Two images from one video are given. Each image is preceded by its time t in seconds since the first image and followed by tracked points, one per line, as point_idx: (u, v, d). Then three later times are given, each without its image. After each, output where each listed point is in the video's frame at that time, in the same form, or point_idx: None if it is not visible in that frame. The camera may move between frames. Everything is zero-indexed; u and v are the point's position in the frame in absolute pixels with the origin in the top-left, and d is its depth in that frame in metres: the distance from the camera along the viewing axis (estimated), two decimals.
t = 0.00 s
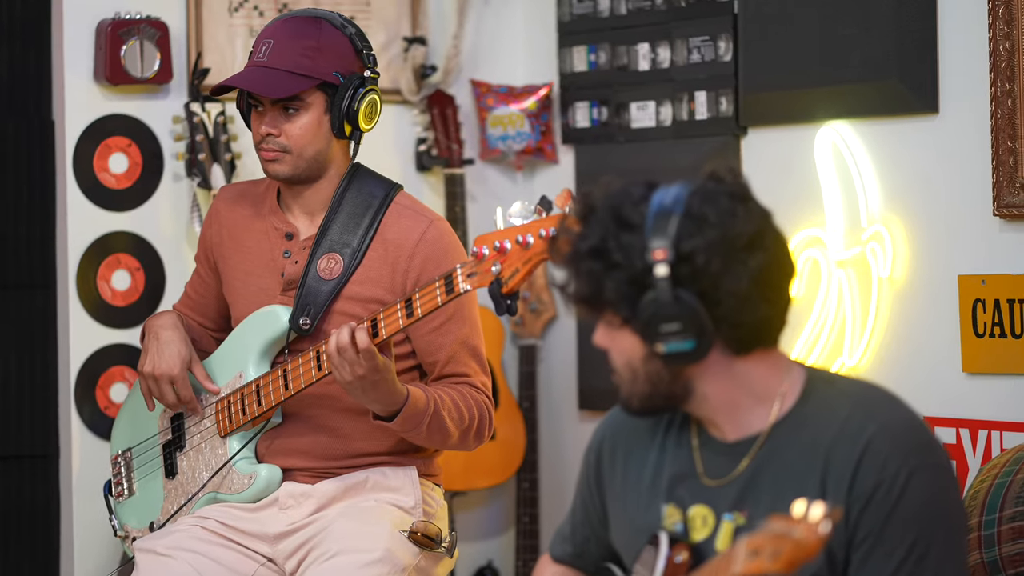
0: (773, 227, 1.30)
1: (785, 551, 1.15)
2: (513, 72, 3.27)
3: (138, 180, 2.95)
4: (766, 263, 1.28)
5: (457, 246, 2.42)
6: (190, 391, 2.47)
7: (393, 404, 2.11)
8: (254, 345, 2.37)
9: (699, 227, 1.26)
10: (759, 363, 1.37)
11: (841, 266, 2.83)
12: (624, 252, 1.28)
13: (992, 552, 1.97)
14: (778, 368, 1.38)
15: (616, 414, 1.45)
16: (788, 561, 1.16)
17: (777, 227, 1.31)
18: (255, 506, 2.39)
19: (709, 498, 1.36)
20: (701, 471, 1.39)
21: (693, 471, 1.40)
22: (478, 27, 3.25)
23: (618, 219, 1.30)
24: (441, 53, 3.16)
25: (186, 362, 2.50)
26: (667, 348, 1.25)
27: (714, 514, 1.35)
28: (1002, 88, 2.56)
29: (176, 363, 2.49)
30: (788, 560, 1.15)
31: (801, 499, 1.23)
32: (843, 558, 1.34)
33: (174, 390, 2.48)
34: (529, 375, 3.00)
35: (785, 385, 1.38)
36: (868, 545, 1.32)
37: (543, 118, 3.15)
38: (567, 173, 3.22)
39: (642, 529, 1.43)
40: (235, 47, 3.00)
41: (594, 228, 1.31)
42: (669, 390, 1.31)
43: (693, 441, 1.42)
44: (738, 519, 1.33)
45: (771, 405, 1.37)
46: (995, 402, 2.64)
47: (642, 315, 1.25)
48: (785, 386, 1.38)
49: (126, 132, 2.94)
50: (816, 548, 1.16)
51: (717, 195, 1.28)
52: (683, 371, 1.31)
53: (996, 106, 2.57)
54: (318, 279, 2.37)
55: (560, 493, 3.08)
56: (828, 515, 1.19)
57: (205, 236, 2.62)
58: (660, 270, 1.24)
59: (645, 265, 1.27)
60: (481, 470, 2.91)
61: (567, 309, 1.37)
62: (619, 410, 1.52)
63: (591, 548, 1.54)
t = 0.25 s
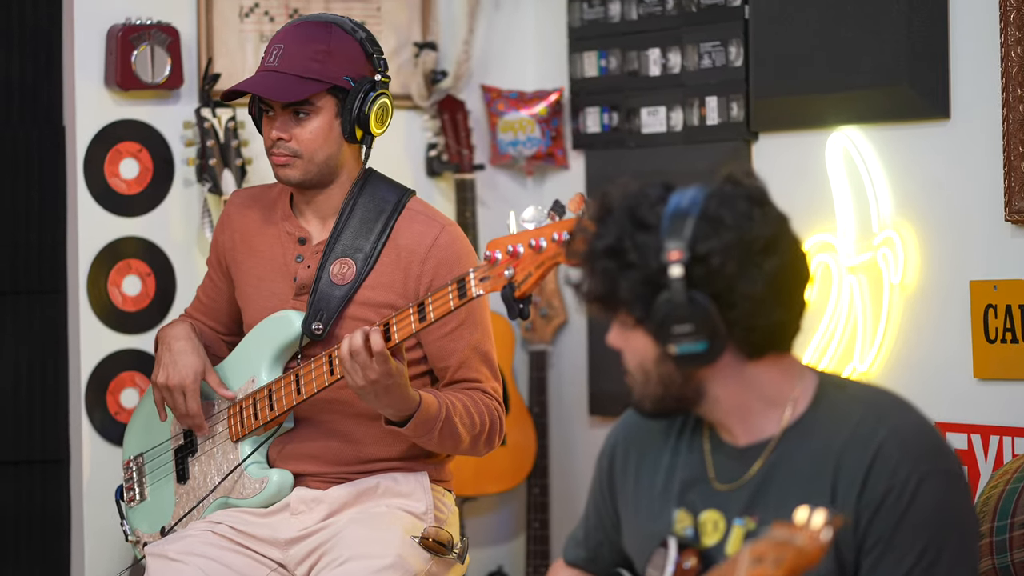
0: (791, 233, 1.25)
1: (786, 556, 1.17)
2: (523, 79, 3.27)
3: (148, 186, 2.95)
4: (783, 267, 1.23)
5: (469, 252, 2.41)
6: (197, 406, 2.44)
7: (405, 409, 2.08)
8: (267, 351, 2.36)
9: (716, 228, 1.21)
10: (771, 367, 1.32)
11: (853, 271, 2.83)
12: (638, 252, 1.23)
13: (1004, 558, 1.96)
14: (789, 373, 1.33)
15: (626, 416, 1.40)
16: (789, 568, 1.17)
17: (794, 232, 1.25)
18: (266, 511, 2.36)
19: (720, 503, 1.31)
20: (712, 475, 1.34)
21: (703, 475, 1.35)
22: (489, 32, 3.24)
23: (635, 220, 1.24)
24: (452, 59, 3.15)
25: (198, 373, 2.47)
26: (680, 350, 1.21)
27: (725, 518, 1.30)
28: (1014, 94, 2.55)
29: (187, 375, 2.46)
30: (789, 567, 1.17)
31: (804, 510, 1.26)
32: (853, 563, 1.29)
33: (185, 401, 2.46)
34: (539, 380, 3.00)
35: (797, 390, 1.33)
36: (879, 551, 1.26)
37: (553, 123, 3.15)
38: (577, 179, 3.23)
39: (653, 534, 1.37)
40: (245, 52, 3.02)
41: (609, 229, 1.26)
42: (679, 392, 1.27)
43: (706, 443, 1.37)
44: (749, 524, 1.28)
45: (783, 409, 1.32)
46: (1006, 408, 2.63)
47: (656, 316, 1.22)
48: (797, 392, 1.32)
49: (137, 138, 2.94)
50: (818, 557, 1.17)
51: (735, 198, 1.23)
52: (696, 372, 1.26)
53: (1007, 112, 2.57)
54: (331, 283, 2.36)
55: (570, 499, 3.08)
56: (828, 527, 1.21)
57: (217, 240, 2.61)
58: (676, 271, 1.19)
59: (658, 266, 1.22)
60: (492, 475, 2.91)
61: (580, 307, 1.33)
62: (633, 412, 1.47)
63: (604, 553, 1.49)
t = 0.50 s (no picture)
0: (800, 240, 1.25)
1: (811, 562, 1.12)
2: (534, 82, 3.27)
3: (158, 190, 2.94)
4: (790, 276, 1.24)
5: (481, 258, 2.40)
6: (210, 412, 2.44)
7: (428, 416, 2.06)
8: (280, 357, 2.35)
9: (724, 235, 1.22)
10: (782, 373, 1.32)
11: (864, 275, 2.83)
12: (645, 260, 1.25)
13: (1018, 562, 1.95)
14: (802, 377, 1.33)
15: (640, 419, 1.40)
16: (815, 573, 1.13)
17: (802, 240, 1.26)
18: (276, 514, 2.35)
19: (733, 508, 1.31)
20: (725, 478, 1.34)
21: (717, 479, 1.35)
22: (500, 36, 3.24)
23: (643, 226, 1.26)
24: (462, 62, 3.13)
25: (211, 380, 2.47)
26: (686, 359, 1.22)
27: (738, 523, 1.30)
28: None
29: (200, 382, 2.46)
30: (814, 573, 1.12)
31: (826, 512, 1.26)
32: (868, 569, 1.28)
33: (196, 409, 2.46)
34: (549, 384, 2.99)
35: (809, 395, 1.33)
36: (894, 557, 1.26)
37: (563, 127, 3.15)
38: (588, 183, 3.22)
39: (667, 539, 1.37)
40: (256, 57, 2.99)
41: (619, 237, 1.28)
42: (691, 398, 1.28)
43: (720, 449, 1.37)
44: (762, 529, 1.28)
45: (794, 415, 1.32)
46: (1018, 412, 2.62)
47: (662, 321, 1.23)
48: (809, 397, 1.33)
49: (148, 142, 2.93)
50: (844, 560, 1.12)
51: (740, 206, 1.24)
52: (707, 379, 1.27)
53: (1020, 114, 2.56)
54: (343, 288, 2.34)
55: (582, 504, 3.07)
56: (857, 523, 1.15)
57: (229, 244, 2.61)
58: (679, 277, 1.21)
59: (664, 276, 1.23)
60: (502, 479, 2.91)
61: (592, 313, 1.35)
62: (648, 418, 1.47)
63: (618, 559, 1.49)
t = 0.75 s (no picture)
0: (816, 244, 1.25)
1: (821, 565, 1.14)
2: (545, 87, 3.28)
3: (169, 194, 2.94)
4: (805, 280, 1.24)
5: (488, 260, 2.35)
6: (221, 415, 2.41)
7: (440, 418, 2.05)
8: (287, 359, 2.32)
9: (738, 235, 1.22)
10: (793, 375, 1.31)
11: (875, 278, 2.82)
12: (660, 258, 1.25)
13: None
14: (814, 381, 1.33)
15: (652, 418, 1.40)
16: None
17: (820, 245, 1.25)
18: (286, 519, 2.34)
19: (743, 510, 1.30)
20: (735, 480, 1.33)
21: (725, 481, 1.34)
22: (510, 40, 3.24)
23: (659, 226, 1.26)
24: (473, 67, 3.14)
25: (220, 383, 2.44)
26: (695, 357, 1.22)
27: (747, 526, 1.29)
28: None
29: (209, 385, 2.43)
30: None
31: (836, 515, 1.24)
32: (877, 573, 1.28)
33: (207, 412, 2.43)
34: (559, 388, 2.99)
35: (820, 398, 1.32)
36: (903, 561, 1.26)
37: (574, 132, 3.15)
38: (598, 188, 3.22)
39: (678, 541, 1.36)
40: (266, 60, 2.99)
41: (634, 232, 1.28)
42: (700, 398, 1.27)
43: (731, 450, 1.36)
44: (772, 532, 1.27)
45: (806, 417, 1.31)
46: None
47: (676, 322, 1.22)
48: (820, 400, 1.32)
49: (158, 145, 2.93)
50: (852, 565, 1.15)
51: (759, 208, 1.23)
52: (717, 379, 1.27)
53: None
54: (350, 291, 2.31)
55: (592, 508, 3.06)
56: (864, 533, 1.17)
57: (237, 245, 2.58)
58: (692, 277, 1.21)
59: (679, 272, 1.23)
60: (512, 482, 2.91)
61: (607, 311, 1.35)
62: (661, 416, 1.46)
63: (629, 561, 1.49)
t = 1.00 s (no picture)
0: (830, 250, 1.26)
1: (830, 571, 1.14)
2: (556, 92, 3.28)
3: (180, 199, 2.94)
4: (819, 286, 1.24)
5: (503, 266, 2.34)
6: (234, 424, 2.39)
7: (451, 428, 2.04)
8: (301, 364, 2.32)
9: (755, 241, 1.23)
10: (805, 381, 1.32)
11: (886, 283, 2.80)
12: (675, 258, 1.26)
13: None
14: (825, 386, 1.34)
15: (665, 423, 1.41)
16: None
17: (834, 249, 1.26)
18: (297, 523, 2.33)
19: (754, 515, 1.32)
20: (746, 484, 1.35)
21: (737, 486, 1.36)
22: (521, 44, 3.24)
23: (677, 227, 1.28)
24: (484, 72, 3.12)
25: (234, 393, 2.43)
26: (707, 360, 1.23)
27: (758, 530, 1.31)
28: None
29: (222, 395, 2.42)
30: None
31: (845, 521, 1.23)
32: None
33: (221, 422, 2.42)
34: (570, 393, 2.99)
35: (831, 403, 1.33)
36: (913, 569, 1.25)
37: (585, 136, 3.15)
38: (609, 193, 3.22)
39: (689, 546, 1.39)
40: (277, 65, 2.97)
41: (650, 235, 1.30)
42: (712, 401, 1.30)
43: (742, 455, 1.38)
44: (783, 536, 1.29)
45: (817, 422, 1.32)
46: None
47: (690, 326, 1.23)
48: (831, 405, 1.33)
49: (169, 150, 2.93)
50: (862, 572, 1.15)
51: (774, 212, 1.24)
52: (729, 382, 1.29)
53: None
54: (364, 297, 2.31)
55: (603, 513, 3.06)
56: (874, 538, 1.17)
57: (251, 250, 2.60)
58: (705, 280, 1.22)
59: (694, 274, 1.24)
60: (523, 487, 2.91)
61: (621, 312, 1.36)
62: (676, 422, 1.48)
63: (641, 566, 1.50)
